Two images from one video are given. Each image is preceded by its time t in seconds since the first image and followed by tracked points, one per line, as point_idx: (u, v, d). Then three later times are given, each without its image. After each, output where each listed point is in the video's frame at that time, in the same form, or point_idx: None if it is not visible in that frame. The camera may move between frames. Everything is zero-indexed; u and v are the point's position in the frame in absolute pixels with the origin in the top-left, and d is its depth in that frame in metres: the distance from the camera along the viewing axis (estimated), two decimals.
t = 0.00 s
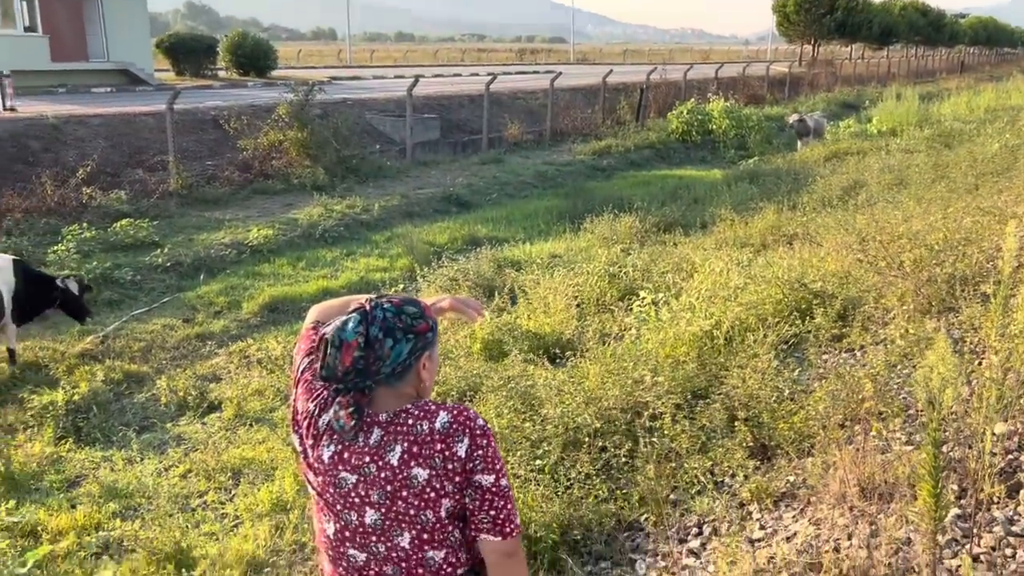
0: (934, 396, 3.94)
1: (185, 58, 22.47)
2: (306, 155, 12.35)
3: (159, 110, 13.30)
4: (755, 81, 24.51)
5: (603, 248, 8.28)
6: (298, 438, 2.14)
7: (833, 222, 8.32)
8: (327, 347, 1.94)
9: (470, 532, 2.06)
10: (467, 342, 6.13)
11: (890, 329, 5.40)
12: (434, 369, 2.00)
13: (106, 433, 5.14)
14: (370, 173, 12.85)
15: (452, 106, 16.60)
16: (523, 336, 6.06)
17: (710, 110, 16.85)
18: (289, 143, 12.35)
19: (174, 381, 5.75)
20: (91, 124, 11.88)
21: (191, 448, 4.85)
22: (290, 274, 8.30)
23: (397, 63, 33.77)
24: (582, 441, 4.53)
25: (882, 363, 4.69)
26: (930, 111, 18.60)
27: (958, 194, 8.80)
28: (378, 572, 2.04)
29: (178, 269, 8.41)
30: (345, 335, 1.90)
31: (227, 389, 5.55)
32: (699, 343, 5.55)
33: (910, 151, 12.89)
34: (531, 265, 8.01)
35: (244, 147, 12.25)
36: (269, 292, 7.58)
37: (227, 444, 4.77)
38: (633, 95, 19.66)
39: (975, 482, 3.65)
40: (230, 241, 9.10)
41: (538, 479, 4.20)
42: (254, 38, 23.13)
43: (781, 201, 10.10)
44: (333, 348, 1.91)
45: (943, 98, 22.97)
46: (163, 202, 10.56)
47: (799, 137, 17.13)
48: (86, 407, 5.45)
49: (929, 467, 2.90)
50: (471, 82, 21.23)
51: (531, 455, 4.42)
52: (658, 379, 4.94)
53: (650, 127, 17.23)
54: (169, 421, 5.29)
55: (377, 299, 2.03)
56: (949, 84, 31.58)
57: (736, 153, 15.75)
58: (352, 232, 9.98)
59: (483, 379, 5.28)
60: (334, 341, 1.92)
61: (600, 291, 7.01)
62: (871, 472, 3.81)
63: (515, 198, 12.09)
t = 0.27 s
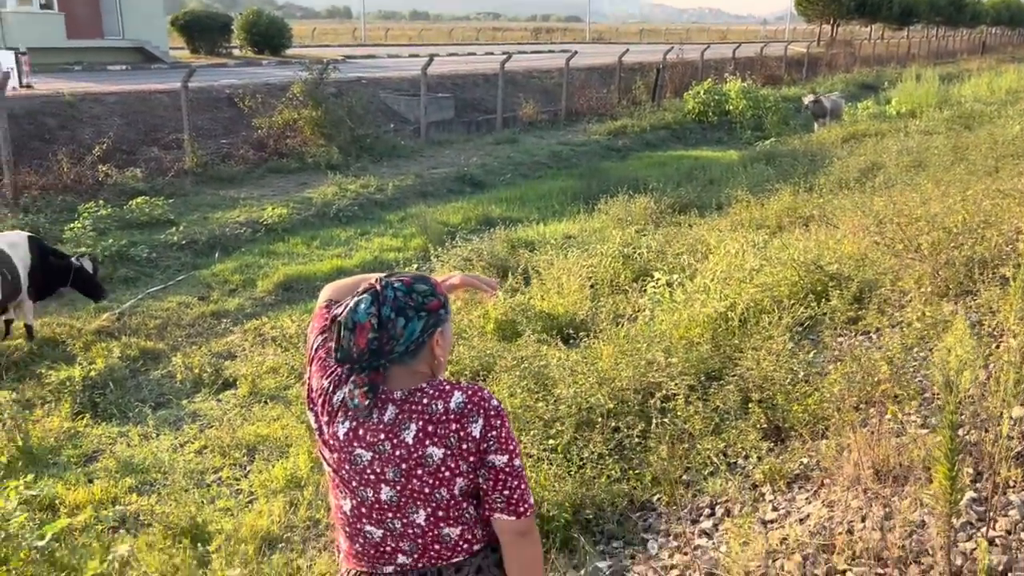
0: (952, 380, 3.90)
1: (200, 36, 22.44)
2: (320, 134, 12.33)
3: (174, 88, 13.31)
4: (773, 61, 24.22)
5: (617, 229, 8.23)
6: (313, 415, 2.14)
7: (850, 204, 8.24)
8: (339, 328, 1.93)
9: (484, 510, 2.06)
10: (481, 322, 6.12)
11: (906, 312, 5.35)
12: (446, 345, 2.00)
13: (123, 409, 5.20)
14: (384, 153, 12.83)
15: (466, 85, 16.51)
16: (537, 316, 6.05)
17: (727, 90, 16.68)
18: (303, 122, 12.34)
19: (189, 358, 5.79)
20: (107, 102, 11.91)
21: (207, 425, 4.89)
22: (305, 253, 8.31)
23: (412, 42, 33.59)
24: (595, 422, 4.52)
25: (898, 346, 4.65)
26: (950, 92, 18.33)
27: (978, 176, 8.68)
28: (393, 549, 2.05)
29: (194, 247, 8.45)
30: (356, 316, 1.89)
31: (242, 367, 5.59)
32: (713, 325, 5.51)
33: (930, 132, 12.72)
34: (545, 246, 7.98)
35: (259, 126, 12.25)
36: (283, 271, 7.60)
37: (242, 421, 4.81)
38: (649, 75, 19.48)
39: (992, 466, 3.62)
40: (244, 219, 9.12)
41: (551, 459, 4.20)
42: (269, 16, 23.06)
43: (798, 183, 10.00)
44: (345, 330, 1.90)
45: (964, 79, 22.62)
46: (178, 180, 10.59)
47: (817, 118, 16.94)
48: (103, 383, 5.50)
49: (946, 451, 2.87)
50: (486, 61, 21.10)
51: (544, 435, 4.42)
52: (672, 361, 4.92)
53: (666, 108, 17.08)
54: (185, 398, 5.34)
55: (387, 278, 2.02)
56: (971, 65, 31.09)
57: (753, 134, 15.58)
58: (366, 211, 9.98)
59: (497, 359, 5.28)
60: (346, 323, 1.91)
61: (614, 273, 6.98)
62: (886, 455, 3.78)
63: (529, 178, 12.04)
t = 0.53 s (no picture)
0: (970, 363, 3.85)
1: (215, 14, 22.39)
2: (334, 113, 12.30)
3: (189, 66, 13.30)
4: (791, 41, 23.91)
5: (632, 210, 8.17)
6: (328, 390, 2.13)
7: (867, 186, 8.13)
8: (355, 307, 1.91)
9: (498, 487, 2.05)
10: (494, 303, 6.10)
11: (924, 295, 5.28)
12: (462, 324, 1.99)
13: (138, 386, 5.24)
14: (398, 132, 12.78)
15: (481, 64, 16.40)
16: (551, 297, 6.03)
17: (744, 71, 16.48)
18: (317, 101, 12.31)
19: (204, 336, 5.82)
20: (122, 80, 11.93)
21: (222, 402, 4.92)
22: (319, 232, 8.32)
23: (426, 22, 33.39)
24: (609, 402, 4.50)
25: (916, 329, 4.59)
26: (971, 73, 18.04)
27: (999, 158, 8.54)
28: (406, 525, 2.04)
29: (208, 225, 8.47)
30: (372, 296, 1.88)
31: (256, 345, 5.61)
32: (728, 307, 5.47)
33: (950, 113, 12.54)
34: (559, 226, 7.94)
35: (273, 105, 12.24)
36: (297, 250, 7.61)
37: (256, 398, 4.83)
38: (665, 55, 19.28)
39: (1010, 450, 3.58)
40: (259, 198, 9.14)
41: (564, 439, 4.20)
42: None
43: (815, 164, 9.89)
44: (361, 309, 1.89)
45: (986, 60, 22.24)
46: (193, 158, 10.61)
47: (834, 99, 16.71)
48: (119, 359, 5.55)
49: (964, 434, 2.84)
50: (501, 40, 20.94)
51: (557, 415, 4.41)
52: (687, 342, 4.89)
53: (681, 88, 16.91)
54: (199, 374, 5.37)
55: (402, 257, 1.99)
56: (993, 45, 30.56)
57: (770, 114, 15.40)
58: (380, 191, 9.96)
59: (510, 339, 5.26)
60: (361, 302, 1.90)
61: (629, 254, 6.94)
62: (902, 438, 3.75)
63: (543, 158, 11.98)
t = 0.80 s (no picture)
0: (989, 347, 3.81)
1: None
2: (347, 93, 12.26)
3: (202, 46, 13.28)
4: (808, 22, 23.59)
5: (646, 191, 8.11)
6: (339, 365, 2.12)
7: (885, 168, 8.03)
8: (365, 279, 1.91)
9: (509, 463, 2.05)
10: (507, 284, 6.07)
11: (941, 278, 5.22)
12: (473, 299, 1.98)
13: (153, 364, 5.27)
14: (411, 113, 12.74)
15: (494, 45, 16.29)
16: (564, 279, 6.00)
17: (760, 51, 16.27)
18: (330, 81, 12.27)
19: (218, 315, 5.84)
20: (136, 59, 11.93)
21: (236, 381, 4.95)
22: (332, 212, 8.32)
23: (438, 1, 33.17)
24: (622, 384, 4.48)
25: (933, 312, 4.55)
26: (991, 54, 17.74)
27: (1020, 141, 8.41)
28: (416, 501, 2.03)
29: (222, 205, 8.49)
30: (382, 268, 1.87)
31: (270, 324, 5.63)
32: (743, 290, 5.44)
33: (969, 96, 12.35)
34: (573, 208, 7.90)
35: (286, 84, 12.21)
36: (310, 230, 7.61)
37: (270, 377, 4.85)
38: (680, 35, 19.07)
39: None
40: (272, 178, 9.14)
41: (576, 420, 4.18)
42: None
43: (831, 146, 9.77)
44: (371, 281, 1.87)
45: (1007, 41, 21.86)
46: (206, 138, 10.62)
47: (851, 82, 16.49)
48: (134, 338, 5.59)
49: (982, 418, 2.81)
50: (514, 20, 20.76)
51: (570, 396, 4.39)
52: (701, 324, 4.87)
53: (697, 69, 16.74)
54: (214, 354, 5.40)
55: (414, 231, 1.99)
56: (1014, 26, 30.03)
57: (786, 96, 15.21)
58: (393, 172, 9.95)
59: (523, 320, 5.25)
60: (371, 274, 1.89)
61: (642, 236, 6.89)
62: (918, 423, 3.72)
63: (557, 139, 11.91)
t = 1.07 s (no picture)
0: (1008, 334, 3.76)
1: None
2: (359, 75, 12.22)
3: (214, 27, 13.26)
4: (823, 5, 23.29)
5: (658, 175, 8.04)
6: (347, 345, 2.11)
7: (901, 153, 7.92)
8: (370, 257, 1.93)
9: (516, 445, 2.03)
10: (518, 268, 6.05)
11: (958, 264, 5.15)
12: (480, 281, 1.94)
13: (166, 346, 5.30)
14: (423, 96, 12.68)
15: (507, 27, 16.18)
16: (575, 263, 5.97)
17: (776, 35, 16.07)
18: (342, 63, 12.23)
19: (230, 297, 5.85)
20: (148, 41, 11.93)
21: (248, 362, 4.96)
22: (344, 195, 8.31)
23: None
24: (634, 368, 4.46)
25: (949, 298, 4.49)
26: (1011, 38, 17.46)
27: None
28: (422, 482, 2.03)
29: (234, 188, 8.50)
30: (384, 247, 1.89)
31: (282, 307, 5.63)
32: (756, 275, 5.39)
33: (987, 80, 12.17)
34: (585, 192, 7.85)
35: (299, 66, 12.18)
36: (322, 213, 7.61)
37: (282, 359, 4.86)
38: (694, 18, 18.87)
39: None
40: (284, 161, 9.13)
41: (588, 404, 4.17)
42: None
43: (846, 130, 9.66)
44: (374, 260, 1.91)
45: None
46: (219, 120, 10.61)
47: (868, 66, 16.26)
48: (147, 320, 5.62)
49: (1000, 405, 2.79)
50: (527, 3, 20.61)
51: (581, 380, 4.38)
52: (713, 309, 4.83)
53: (711, 52, 16.57)
54: (226, 335, 5.42)
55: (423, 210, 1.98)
56: None
57: (801, 79, 15.03)
58: (405, 155, 9.92)
59: (535, 304, 5.22)
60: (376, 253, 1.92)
61: (655, 221, 6.84)
62: (933, 409, 3.68)
63: (569, 123, 11.83)
